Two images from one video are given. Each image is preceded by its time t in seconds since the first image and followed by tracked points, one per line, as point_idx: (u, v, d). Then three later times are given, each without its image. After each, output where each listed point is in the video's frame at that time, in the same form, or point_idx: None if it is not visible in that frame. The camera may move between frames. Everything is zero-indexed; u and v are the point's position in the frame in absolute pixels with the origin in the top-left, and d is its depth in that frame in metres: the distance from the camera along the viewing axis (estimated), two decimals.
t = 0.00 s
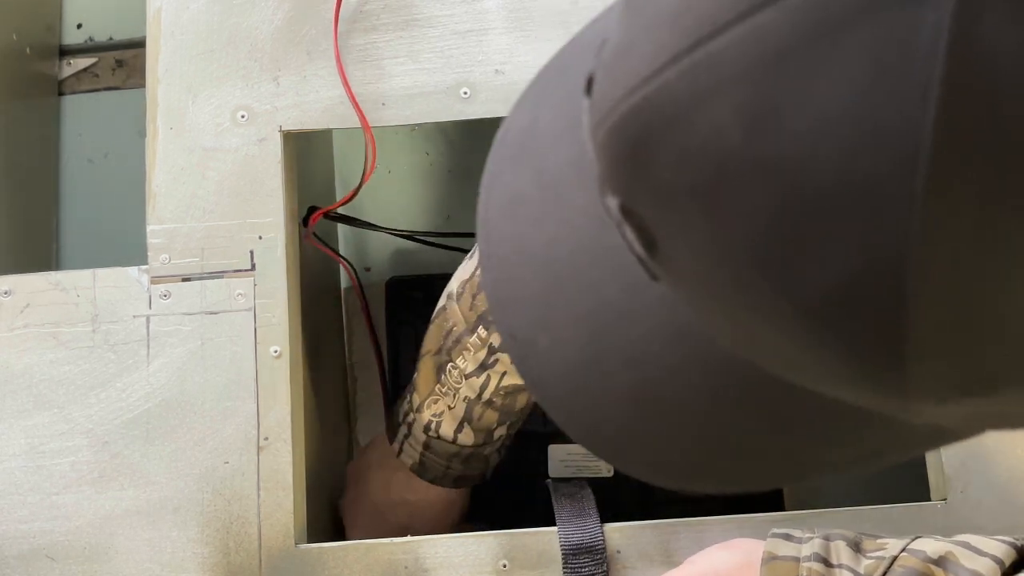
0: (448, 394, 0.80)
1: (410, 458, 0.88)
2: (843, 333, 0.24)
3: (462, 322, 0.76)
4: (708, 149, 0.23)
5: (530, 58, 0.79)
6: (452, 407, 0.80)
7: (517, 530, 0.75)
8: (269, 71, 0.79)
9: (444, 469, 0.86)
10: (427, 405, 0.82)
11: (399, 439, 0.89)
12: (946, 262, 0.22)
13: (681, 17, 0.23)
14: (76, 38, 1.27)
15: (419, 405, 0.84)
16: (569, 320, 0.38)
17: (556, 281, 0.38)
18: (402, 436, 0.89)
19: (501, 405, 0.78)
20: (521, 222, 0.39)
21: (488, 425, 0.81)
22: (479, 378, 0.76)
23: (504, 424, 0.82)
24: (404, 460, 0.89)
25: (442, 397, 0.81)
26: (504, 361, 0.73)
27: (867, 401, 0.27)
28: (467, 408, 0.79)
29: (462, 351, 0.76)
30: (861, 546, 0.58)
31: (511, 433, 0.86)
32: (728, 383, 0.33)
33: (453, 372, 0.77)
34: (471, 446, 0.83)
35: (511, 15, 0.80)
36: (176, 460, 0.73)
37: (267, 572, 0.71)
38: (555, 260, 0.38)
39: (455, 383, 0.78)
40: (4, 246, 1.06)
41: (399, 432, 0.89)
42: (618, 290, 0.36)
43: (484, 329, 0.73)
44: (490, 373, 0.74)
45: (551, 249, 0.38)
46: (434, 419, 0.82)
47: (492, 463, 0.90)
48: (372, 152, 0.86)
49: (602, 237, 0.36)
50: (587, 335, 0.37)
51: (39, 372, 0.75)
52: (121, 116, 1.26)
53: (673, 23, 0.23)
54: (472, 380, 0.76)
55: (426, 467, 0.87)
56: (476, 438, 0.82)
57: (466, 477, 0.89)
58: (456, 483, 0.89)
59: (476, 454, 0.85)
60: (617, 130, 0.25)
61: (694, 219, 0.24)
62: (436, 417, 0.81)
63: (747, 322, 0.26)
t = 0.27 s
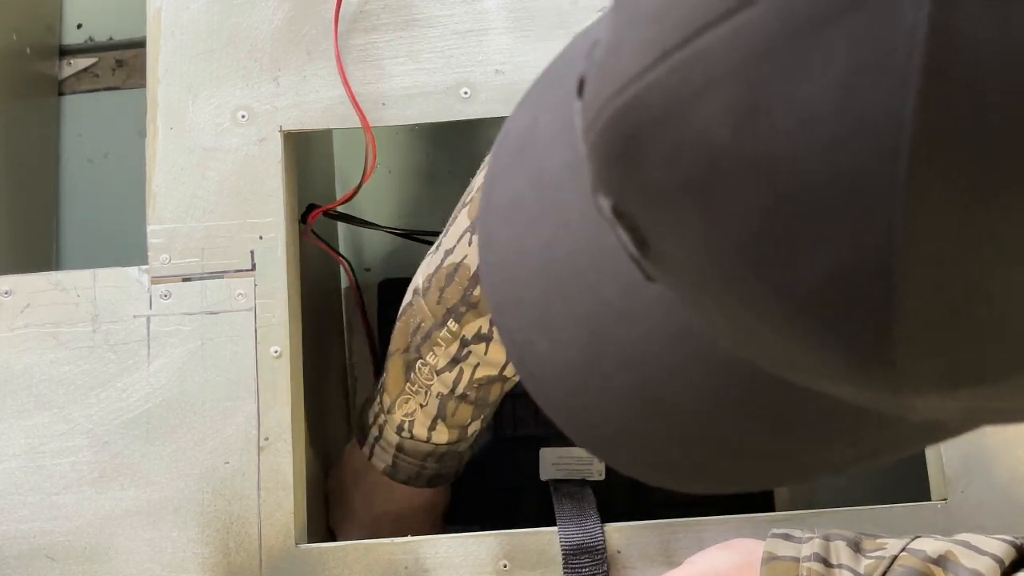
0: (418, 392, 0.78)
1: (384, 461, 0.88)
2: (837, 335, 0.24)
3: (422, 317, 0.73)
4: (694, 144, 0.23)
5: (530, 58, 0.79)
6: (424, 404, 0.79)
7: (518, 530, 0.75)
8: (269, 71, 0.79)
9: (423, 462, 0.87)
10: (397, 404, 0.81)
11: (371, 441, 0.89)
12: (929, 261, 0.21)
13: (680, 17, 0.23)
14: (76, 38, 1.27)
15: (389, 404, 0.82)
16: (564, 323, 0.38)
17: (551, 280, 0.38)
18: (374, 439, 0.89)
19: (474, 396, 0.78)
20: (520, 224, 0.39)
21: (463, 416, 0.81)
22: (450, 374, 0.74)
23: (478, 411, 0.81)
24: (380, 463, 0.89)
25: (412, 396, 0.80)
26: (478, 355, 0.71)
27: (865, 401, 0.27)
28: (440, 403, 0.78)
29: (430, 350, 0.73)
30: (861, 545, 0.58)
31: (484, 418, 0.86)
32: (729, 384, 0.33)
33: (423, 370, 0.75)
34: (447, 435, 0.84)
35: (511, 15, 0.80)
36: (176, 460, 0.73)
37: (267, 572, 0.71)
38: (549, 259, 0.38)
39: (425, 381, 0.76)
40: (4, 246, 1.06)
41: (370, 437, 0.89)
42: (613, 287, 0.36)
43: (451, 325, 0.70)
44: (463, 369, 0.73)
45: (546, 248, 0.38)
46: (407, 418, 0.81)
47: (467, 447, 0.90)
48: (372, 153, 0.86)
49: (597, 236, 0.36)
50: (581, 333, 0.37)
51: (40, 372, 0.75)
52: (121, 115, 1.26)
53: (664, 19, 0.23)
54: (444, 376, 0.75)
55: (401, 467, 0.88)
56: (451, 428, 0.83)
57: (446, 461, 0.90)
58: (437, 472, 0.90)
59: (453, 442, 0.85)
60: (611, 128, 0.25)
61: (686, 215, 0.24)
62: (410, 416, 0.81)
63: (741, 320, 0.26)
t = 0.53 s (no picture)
0: (419, 376, 0.79)
1: (385, 443, 0.89)
2: (831, 329, 0.25)
3: (428, 300, 0.73)
4: (688, 145, 0.23)
5: (531, 58, 0.79)
6: (424, 388, 0.79)
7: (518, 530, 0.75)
8: (269, 71, 0.79)
9: (422, 448, 0.88)
10: (399, 387, 0.82)
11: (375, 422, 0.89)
12: (918, 258, 0.22)
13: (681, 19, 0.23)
14: (76, 38, 1.27)
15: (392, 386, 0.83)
16: (565, 323, 0.38)
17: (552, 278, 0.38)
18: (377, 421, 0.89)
19: (472, 385, 0.78)
20: (520, 224, 0.39)
21: (462, 404, 0.81)
22: (449, 361, 0.74)
23: (478, 399, 0.81)
24: (381, 444, 0.89)
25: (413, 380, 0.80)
26: (475, 344, 0.71)
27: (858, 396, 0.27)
28: (439, 390, 0.78)
29: (432, 334, 0.74)
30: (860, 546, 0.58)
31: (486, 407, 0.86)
32: (729, 384, 0.33)
33: (424, 355, 0.76)
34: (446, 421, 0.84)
35: (511, 15, 0.80)
36: (176, 460, 0.73)
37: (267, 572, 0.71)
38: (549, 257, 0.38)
39: (426, 365, 0.77)
40: (4, 246, 1.06)
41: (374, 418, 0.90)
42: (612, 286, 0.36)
43: (451, 311, 0.70)
44: (461, 357, 0.73)
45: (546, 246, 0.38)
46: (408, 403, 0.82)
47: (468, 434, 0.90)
48: (372, 154, 0.86)
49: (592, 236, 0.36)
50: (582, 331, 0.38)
51: (40, 372, 0.75)
52: (120, 116, 1.26)
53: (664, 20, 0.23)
54: (444, 363, 0.75)
55: (401, 450, 0.88)
56: (450, 415, 0.83)
57: (446, 449, 0.90)
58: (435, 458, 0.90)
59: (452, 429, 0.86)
60: (607, 129, 0.25)
61: (676, 216, 0.25)
62: (410, 400, 0.81)
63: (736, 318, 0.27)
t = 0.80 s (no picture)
0: (428, 385, 0.80)
1: (394, 447, 0.89)
2: (830, 325, 0.25)
3: (435, 312, 0.75)
4: (687, 142, 0.23)
5: (530, 58, 0.79)
6: (433, 396, 0.81)
7: (518, 530, 0.75)
8: (269, 71, 0.79)
9: (431, 453, 0.89)
10: (407, 396, 0.83)
11: (383, 429, 0.91)
12: (917, 256, 0.22)
13: (683, 15, 0.22)
14: (76, 38, 1.27)
15: (400, 395, 0.84)
16: (567, 321, 0.38)
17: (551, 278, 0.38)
18: (385, 426, 0.90)
19: (482, 392, 0.79)
20: (521, 222, 0.39)
21: (471, 410, 0.82)
22: (458, 369, 0.76)
23: (487, 406, 0.83)
24: (390, 449, 0.90)
25: (422, 388, 0.81)
26: (483, 354, 0.73)
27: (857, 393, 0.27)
28: (448, 398, 0.80)
29: (440, 344, 0.76)
30: (861, 548, 0.58)
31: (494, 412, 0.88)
32: (728, 382, 0.33)
33: (432, 364, 0.77)
34: (456, 429, 0.85)
35: (511, 15, 0.80)
36: (175, 460, 0.73)
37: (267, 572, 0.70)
38: (548, 256, 0.38)
39: (435, 373, 0.78)
40: (3, 246, 1.05)
41: (382, 424, 0.90)
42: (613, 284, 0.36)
43: (459, 322, 0.72)
44: (469, 366, 0.75)
45: (545, 244, 0.38)
46: (416, 411, 0.83)
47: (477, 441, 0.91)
48: (372, 154, 0.86)
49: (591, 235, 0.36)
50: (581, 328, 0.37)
51: (39, 372, 0.75)
52: (120, 116, 1.26)
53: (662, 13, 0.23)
54: (453, 371, 0.76)
55: (410, 454, 0.89)
56: (460, 421, 0.84)
57: (455, 454, 0.91)
58: (444, 463, 0.91)
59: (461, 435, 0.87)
60: (603, 124, 0.25)
61: (675, 210, 0.25)
62: (418, 408, 0.83)
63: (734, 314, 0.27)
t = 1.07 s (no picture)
0: (432, 384, 0.81)
1: (400, 445, 0.90)
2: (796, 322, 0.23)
3: (439, 311, 0.76)
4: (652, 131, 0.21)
5: (530, 58, 0.79)
6: (438, 395, 0.81)
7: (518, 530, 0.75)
8: (269, 71, 0.79)
9: (437, 450, 0.89)
10: (411, 395, 0.83)
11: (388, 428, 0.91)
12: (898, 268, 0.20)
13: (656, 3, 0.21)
14: (76, 38, 1.27)
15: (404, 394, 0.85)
16: (545, 317, 0.37)
17: (530, 275, 0.37)
18: (390, 425, 0.91)
19: (486, 389, 0.80)
20: (503, 217, 0.37)
21: (476, 407, 0.83)
22: (462, 367, 0.77)
23: (492, 402, 0.83)
24: (396, 448, 0.91)
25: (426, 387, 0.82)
26: (487, 352, 0.74)
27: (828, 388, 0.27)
28: (453, 396, 0.80)
29: (444, 342, 0.76)
30: (860, 550, 0.58)
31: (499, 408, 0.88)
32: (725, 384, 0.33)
33: (436, 362, 0.78)
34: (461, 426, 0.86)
35: (511, 15, 0.80)
36: (175, 460, 0.73)
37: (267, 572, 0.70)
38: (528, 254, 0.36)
39: (440, 371, 0.79)
40: (4, 246, 1.05)
41: (388, 423, 0.91)
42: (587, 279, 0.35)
43: (462, 321, 0.73)
44: (473, 364, 0.76)
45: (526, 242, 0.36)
46: (421, 410, 0.84)
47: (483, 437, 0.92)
48: (372, 154, 0.86)
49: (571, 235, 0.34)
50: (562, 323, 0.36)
51: (40, 372, 0.75)
52: (120, 115, 1.26)
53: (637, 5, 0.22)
54: (456, 369, 0.77)
55: (417, 452, 0.89)
56: (465, 419, 0.84)
57: (460, 451, 0.91)
58: (451, 460, 0.92)
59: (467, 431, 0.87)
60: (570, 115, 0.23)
61: (638, 204, 0.23)
62: (423, 406, 0.83)
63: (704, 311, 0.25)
